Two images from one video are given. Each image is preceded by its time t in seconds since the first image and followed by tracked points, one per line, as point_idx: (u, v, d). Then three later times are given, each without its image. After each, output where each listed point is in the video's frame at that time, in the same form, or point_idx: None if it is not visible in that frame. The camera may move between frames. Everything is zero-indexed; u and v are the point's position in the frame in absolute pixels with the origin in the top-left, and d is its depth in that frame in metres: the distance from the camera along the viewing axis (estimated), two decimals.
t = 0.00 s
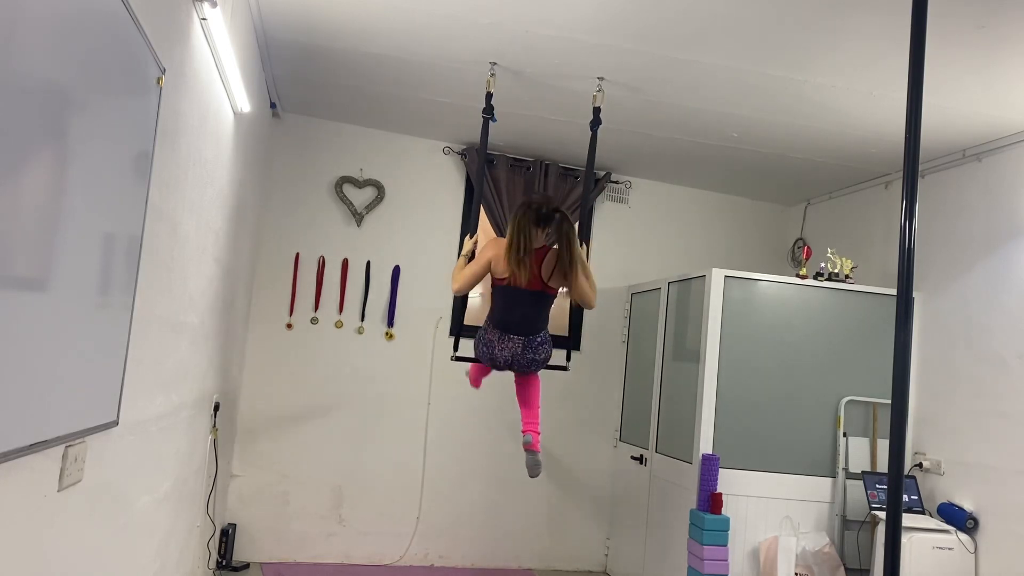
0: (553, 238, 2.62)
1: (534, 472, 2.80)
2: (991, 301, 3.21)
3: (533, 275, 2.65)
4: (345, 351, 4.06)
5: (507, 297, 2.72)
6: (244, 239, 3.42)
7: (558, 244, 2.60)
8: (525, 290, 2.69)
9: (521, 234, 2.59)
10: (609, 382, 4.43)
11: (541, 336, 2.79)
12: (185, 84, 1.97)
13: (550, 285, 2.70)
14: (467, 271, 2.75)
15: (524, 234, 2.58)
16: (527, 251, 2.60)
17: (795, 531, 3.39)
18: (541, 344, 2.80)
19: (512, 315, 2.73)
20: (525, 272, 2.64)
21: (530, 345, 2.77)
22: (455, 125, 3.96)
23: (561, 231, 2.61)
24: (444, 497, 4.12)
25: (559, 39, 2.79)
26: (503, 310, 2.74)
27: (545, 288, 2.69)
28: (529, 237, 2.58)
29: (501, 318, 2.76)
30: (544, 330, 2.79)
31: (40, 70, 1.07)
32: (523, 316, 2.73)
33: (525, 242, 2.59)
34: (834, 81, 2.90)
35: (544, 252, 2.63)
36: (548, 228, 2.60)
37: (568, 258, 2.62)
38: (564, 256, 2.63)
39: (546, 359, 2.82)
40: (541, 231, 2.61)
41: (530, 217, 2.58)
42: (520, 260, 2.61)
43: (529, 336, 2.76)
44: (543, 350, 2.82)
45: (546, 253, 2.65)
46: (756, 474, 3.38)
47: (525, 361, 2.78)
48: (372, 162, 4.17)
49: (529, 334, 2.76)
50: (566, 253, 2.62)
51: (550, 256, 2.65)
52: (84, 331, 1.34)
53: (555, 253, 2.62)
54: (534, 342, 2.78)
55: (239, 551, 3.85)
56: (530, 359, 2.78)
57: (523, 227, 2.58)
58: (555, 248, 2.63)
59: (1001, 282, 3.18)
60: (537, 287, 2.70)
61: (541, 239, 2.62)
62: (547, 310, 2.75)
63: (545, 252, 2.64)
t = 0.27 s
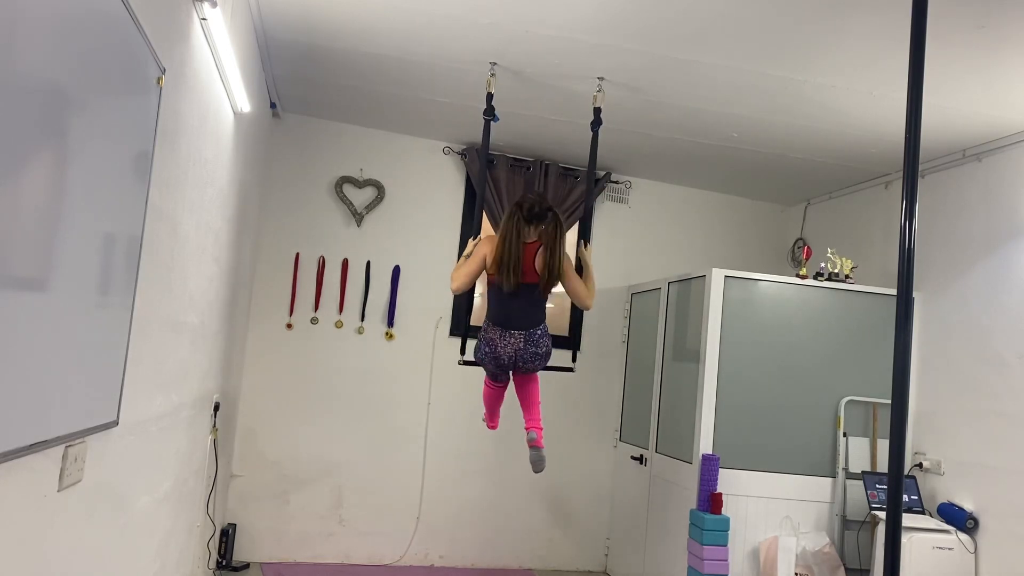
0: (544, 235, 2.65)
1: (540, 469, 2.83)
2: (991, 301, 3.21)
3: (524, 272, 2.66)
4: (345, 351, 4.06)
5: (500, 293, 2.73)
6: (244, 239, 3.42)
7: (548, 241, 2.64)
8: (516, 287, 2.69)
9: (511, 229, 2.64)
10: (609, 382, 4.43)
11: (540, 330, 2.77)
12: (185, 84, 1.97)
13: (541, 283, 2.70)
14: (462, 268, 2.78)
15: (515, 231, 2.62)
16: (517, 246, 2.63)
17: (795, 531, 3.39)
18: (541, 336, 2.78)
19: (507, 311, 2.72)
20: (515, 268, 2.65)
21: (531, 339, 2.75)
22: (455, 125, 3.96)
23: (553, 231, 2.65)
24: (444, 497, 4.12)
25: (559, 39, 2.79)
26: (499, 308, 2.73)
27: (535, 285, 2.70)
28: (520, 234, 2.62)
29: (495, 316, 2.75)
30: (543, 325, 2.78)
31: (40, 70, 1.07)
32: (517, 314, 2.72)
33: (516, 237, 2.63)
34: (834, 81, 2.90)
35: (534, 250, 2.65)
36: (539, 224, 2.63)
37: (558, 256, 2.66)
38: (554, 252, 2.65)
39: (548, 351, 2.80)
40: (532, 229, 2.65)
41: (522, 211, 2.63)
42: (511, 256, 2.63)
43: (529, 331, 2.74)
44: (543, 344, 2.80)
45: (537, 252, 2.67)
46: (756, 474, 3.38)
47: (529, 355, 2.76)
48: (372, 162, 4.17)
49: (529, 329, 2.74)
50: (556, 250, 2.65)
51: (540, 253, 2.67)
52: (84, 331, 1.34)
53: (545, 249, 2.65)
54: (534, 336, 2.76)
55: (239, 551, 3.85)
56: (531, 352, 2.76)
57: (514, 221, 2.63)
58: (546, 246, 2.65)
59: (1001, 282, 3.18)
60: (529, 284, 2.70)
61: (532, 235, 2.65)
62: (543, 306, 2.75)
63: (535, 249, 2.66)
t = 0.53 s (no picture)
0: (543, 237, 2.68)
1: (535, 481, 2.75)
2: (991, 301, 3.21)
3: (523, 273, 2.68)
4: (345, 351, 4.06)
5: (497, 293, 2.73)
6: (244, 239, 3.42)
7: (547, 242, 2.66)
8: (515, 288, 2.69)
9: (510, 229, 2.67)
10: (609, 382, 4.43)
11: (539, 333, 2.74)
12: (186, 84, 1.97)
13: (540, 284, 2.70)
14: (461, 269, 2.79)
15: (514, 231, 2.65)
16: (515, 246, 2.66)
17: (795, 531, 3.39)
18: (540, 341, 2.73)
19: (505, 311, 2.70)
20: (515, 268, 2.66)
21: (529, 342, 2.70)
22: (455, 125, 3.96)
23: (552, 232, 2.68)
24: (444, 497, 4.12)
25: (559, 39, 2.79)
26: (498, 308, 2.72)
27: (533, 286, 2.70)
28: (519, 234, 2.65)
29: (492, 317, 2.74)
30: (542, 327, 2.75)
31: (40, 71, 1.07)
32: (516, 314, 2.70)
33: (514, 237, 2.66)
34: (835, 81, 2.90)
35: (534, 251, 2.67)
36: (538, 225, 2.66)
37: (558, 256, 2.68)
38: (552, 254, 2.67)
39: (546, 357, 2.75)
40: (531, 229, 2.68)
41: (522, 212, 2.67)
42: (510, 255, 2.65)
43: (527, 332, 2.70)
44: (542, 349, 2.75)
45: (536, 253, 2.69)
46: (756, 474, 3.38)
47: (527, 359, 2.71)
48: (372, 162, 4.17)
49: (528, 330, 2.70)
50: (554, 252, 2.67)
51: (539, 255, 2.68)
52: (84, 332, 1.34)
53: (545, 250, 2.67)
54: (533, 339, 2.72)
55: (239, 551, 3.85)
56: (528, 356, 2.70)
57: (513, 222, 2.66)
58: (545, 247, 2.68)
59: (1001, 282, 3.18)
60: (528, 285, 2.71)
61: (531, 237, 2.68)
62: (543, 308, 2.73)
63: (534, 250, 2.68)
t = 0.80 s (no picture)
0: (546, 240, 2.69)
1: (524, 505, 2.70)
2: (991, 301, 3.21)
3: (527, 277, 2.68)
4: (345, 351, 4.06)
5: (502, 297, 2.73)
6: (244, 238, 3.42)
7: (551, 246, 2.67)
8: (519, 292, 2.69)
9: (513, 234, 2.67)
10: (609, 382, 4.43)
11: (542, 336, 2.75)
12: (186, 84, 1.97)
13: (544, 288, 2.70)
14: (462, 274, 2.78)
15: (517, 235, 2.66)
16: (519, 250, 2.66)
17: (795, 531, 3.39)
18: (542, 345, 2.74)
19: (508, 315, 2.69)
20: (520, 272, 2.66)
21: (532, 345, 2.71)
22: (455, 125, 3.96)
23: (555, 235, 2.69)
24: (444, 497, 4.12)
25: (559, 39, 2.79)
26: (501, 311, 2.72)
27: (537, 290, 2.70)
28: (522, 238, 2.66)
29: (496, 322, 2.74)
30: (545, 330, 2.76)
31: (40, 71, 1.07)
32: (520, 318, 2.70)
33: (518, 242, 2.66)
34: (835, 81, 2.90)
35: (537, 255, 2.68)
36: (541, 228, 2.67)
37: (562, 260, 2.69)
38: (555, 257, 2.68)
39: (549, 362, 2.75)
40: (534, 233, 2.68)
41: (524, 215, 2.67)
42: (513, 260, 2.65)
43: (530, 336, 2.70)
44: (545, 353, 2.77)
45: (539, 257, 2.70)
46: (756, 474, 3.38)
47: (529, 362, 2.71)
48: (372, 162, 4.17)
49: (532, 332, 2.71)
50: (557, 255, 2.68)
51: (542, 258, 2.69)
52: (84, 332, 1.34)
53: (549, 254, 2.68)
54: (536, 343, 2.72)
55: (239, 551, 3.85)
56: (531, 360, 2.70)
57: (517, 226, 2.66)
58: (548, 250, 2.69)
59: (1001, 282, 3.18)
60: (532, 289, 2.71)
61: (534, 240, 2.69)
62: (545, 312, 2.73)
63: (537, 255, 2.69)
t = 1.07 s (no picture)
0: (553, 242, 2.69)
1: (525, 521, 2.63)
2: (991, 301, 3.21)
3: (532, 278, 2.67)
4: (345, 351, 4.06)
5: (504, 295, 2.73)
6: (244, 238, 3.42)
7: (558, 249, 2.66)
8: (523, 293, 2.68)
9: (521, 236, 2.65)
10: (609, 381, 4.43)
11: (542, 334, 2.75)
12: (186, 84, 1.97)
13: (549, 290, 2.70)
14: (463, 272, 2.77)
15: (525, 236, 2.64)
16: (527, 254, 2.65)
17: (795, 531, 3.39)
18: (543, 343, 2.75)
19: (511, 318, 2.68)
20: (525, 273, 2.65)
21: (532, 342, 2.72)
22: (455, 125, 3.96)
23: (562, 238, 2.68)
24: (444, 497, 4.12)
25: (559, 39, 2.79)
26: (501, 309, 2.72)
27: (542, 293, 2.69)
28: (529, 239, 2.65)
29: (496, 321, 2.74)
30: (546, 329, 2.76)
31: (40, 71, 1.07)
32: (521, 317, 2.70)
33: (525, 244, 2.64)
34: (835, 81, 2.90)
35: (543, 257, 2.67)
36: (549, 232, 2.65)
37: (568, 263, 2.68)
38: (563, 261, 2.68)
39: (550, 360, 2.75)
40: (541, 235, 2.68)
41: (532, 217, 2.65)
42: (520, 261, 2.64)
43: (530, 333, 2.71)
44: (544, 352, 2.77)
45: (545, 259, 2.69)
46: (756, 474, 3.38)
47: (529, 360, 2.70)
48: (372, 162, 4.17)
49: (533, 330, 2.71)
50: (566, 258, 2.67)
51: (549, 260, 2.68)
52: (84, 332, 1.34)
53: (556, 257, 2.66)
54: (536, 340, 2.73)
55: (239, 551, 3.85)
56: (531, 357, 2.70)
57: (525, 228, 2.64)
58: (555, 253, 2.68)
59: (1001, 282, 3.18)
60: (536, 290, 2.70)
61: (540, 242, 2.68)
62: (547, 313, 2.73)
63: (543, 256, 2.68)
